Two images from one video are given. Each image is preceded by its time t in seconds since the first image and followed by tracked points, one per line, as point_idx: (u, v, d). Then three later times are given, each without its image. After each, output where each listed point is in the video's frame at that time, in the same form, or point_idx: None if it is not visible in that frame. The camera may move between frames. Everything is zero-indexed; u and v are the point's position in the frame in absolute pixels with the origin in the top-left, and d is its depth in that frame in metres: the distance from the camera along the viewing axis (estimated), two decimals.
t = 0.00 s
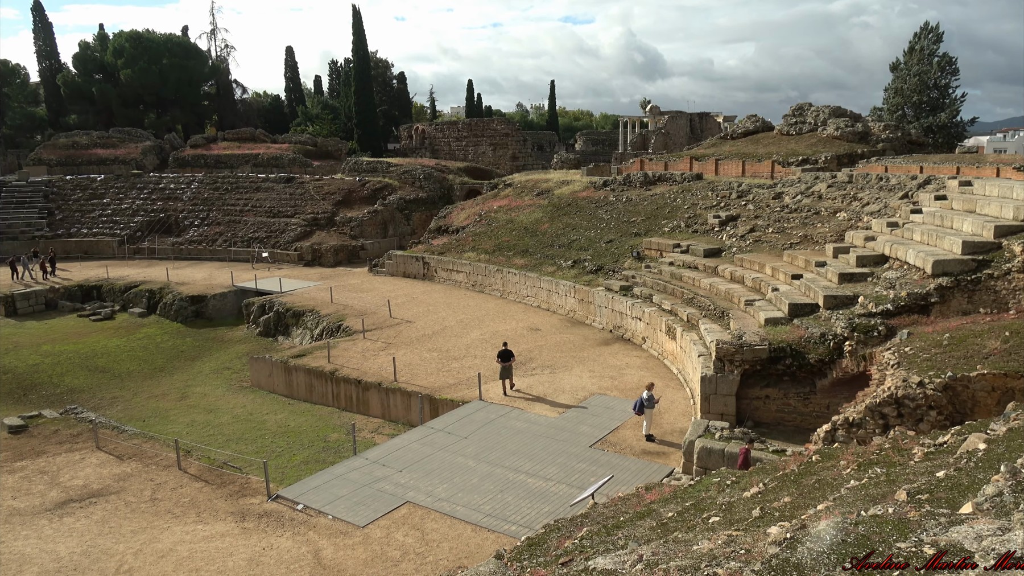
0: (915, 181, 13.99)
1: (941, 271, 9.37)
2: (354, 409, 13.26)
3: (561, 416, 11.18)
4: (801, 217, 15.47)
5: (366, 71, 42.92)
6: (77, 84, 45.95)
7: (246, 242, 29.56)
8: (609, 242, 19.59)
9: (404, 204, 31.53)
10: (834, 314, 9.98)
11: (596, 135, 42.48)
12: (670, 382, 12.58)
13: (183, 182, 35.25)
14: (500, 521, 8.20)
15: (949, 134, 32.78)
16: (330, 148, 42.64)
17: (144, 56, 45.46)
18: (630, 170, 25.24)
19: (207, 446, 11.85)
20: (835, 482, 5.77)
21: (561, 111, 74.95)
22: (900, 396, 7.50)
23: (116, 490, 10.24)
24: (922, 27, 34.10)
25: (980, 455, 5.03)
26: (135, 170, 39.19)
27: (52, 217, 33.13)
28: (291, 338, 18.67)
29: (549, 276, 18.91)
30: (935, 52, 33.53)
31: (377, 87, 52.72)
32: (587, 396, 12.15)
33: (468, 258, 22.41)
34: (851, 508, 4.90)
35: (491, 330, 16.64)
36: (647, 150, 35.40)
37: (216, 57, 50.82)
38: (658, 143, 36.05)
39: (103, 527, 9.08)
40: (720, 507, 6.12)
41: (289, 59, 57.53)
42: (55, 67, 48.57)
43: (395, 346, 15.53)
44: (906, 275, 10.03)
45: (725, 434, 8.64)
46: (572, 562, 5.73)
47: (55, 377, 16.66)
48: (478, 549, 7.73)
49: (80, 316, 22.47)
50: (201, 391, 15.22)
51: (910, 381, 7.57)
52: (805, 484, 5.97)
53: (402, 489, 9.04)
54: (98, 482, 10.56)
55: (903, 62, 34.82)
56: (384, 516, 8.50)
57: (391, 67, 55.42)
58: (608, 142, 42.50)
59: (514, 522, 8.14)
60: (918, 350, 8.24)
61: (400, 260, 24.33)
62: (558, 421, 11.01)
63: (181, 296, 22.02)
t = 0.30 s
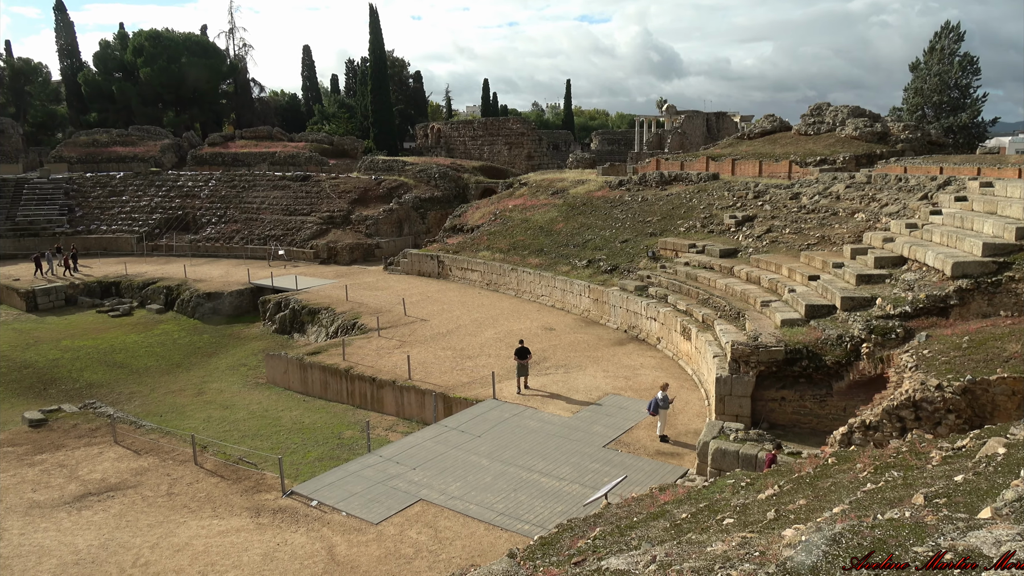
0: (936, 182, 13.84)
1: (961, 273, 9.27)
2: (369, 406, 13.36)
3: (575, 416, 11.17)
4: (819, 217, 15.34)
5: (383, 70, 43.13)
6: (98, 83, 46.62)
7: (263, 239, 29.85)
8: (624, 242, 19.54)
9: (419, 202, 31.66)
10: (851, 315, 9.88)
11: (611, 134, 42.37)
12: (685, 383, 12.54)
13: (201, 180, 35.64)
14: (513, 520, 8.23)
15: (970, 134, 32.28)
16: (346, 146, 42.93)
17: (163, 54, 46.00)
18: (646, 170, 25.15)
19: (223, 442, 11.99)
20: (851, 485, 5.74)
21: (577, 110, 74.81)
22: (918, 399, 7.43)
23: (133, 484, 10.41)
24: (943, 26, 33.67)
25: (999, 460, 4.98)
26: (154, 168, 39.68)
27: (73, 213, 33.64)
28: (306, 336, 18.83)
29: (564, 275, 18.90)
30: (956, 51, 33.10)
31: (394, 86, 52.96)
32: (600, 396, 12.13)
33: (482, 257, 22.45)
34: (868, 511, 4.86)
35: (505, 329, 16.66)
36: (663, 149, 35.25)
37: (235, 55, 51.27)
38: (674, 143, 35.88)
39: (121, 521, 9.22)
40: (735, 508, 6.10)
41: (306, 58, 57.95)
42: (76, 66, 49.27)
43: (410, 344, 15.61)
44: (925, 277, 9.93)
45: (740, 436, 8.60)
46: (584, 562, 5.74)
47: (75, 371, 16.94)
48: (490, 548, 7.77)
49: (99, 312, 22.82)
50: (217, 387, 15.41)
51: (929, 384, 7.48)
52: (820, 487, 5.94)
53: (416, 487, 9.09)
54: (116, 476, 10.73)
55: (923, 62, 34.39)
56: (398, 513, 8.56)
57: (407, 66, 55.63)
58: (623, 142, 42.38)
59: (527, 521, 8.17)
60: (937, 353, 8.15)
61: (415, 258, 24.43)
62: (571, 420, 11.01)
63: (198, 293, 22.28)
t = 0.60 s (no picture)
0: (961, 183, 13.64)
1: (986, 276, 9.16)
2: (386, 403, 13.46)
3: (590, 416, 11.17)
4: (841, 218, 15.16)
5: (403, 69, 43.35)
6: (123, 80, 47.40)
7: (283, 236, 30.18)
8: (643, 241, 19.45)
9: (438, 201, 31.81)
10: (872, 318, 9.76)
11: (631, 134, 42.19)
12: (702, 384, 12.46)
13: (223, 177, 36.08)
14: (528, 519, 8.24)
15: (997, 135, 31.62)
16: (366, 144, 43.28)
17: (188, 52, 46.68)
18: (666, 169, 25.01)
19: (241, 437, 12.16)
20: (870, 489, 5.68)
21: (597, 110, 74.60)
22: (940, 403, 7.31)
23: (153, 477, 10.59)
24: (971, 26, 33.10)
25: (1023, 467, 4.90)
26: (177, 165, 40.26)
27: (97, 209, 34.25)
28: (325, 332, 19.01)
29: (581, 275, 18.86)
30: (984, 51, 32.52)
31: (414, 84, 53.24)
32: (617, 396, 12.11)
33: (500, 256, 22.49)
34: (887, 516, 4.81)
35: (522, 328, 16.69)
36: (683, 149, 35.04)
37: (257, 54, 51.82)
38: (694, 142, 35.63)
39: (141, 513, 9.40)
40: (752, 511, 6.07)
41: (328, 56, 58.40)
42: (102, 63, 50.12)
43: (427, 342, 15.70)
44: (949, 279, 9.79)
45: (758, 438, 8.53)
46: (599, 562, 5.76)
47: (97, 365, 17.27)
48: (505, 547, 7.80)
49: (121, 307, 23.23)
50: (236, 382, 15.62)
51: (951, 388, 7.37)
52: (839, 490, 5.89)
53: (431, 484, 9.15)
54: (137, 468, 10.93)
55: (950, 62, 33.84)
56: (414, 510, 8.63)
57: (428, 64, 55.85)
58: (643, 142, 42.20)
59: (543, 520, 8.18)
60: (960, 357, 8.03)
61: (433, 257, 24.52)
62: (588, 420, 11.02)
63: (219, 289, 22.58)
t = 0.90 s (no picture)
0: (981, 184, 13.47)
1: (1007, 277, 9.04)
2: (400, 400, 13.55)
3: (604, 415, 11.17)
4: (858, 218, 15.03)
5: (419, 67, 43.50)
6: (142, 79, 48.02)
7: (299, 234, 30.43)
8: (658, 241, 19.39)
9: (453, 199, 31.92)
10: (890, 319, 9.67)
11: (647, 133, 42.04)
12: (717, 384, 12.42)
13: (240, 174, 36.41)
14: (541, 518, 8.26)
15: (1018, 135, 30.98)
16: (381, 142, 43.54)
17: (206, 51, 47.19)
18: (681, 168, 24.90)
19: (257, 433, 12.31)
20: (887, 491, 5.64)
21: (613, 109, 74.36)
22: (959, 406, 7.24)
23: (170, 472, 10.75)
24: (992, 24, 32.66)
25: None
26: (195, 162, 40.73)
27: (116, 206, 34.75)
28: (340, 330, 19.16)
29: (596, 274, 18.84)
30: (1006, 50, 32.07)
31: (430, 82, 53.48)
32: (631, 395, 12.10)
33: (515, 255, 22.52)
34: (905, 519, 4.78)
35: (536, 326, 16.71)
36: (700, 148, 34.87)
37: (274, 53, 52.23)
38: (710, 141, 35.43)
39: (157, 508, 9.55)
40: (768, 512, 6.04)
41: (344, 55, 58.75)
42: (121, 62, 50.76)
43: (441, 340, 15.78)
44: (969, 281, 9.69)
45: (774, 439, 8.48)
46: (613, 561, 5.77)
47: (116, 360, 17.53)
48: (518, 545, 7.83)
49: (140, 303, 23.56)
50: (252, 379, 15.80)
51: (970, 391, 7.30)
52: (856, 492, 5.86)
53: (444, 482, 9.20)
54: (154, 463, 11.09)
55: (971, 61, 33.39)
56: (428, 507, 8.69)
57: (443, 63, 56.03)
58: (659, 140, 42.05)
59: (556, 519, 8.20)
60: (979, 359, 7.95)
61: (448, 255, 24.59)
62: (602, 419, 11.02)
63: (235, 286, 22.83)
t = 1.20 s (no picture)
0: (1006, 185, 13.24)
1: None
2: (416, 397, 13.62)
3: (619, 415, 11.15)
4: (880, 219, 14.84)
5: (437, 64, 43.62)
6: (164, 76, 48.67)
7: (317, 230, 30.66)
8: (675, 240, 19.29)
9: (470, 197, 32.00)
10: (911, 321, 9.55)
11: (665, 132, 41.81)
12: (734, 385, 12.34)
13: (259, 171, 36.75)
14: (556, 517, 8.28)
15: None
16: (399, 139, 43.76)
17: (227, 48, 47.72)
18: (700, 167, 24.74)
19: (274, 428, 12.47)
20: (907, 496, 5.59)
21: (632, 108, 73.99)
22: (981, 410, 7.13)
23: (188, 465, 10.92)
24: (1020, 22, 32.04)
25: None
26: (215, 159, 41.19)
27: (137, 202, 35.27)
28: (357, 326, 19.31)
29: (613, 273, 18.80)
30: None
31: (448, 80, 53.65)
32: (647, 395, 12.06)
33: (532, 253, 22.53)
34: (924, 523, 4.74)
35: (552, 325, 16.70)
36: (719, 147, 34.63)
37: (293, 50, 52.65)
38: (730, 140, 35.13)
39: (175, 500, 9.70)
40: (785, 515, 6.01)
41: (363, 53, 59.06)
42: (143, 59, 51.43)
43: (457, 337, 15.83)
44: (992, 284, 9.54)
45: (791, 441, 8.41)
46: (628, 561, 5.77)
47: (136, 354, 17.81)
48: (533, 543, 7.86)
49: (160, 297, 23.90)
50: (269, 373, 15.98)
51: (993, 395, 7.18)
52: (875, 496, 5.80)
53: (459, 479, 9.24)
54: (173, 456, 11.27)
55: (997, 60, 32.79)
56: (443, 504, 8.74)
57: (462, 61, 56.14)
58: (678, 139, 41.79)
59: (571, 518, 8.21)
60: (1003, 363, 7.83)
61: (464, 253, 24.63)
62: (617, 418, 11.00)
63: (254, 281, 23.08)
